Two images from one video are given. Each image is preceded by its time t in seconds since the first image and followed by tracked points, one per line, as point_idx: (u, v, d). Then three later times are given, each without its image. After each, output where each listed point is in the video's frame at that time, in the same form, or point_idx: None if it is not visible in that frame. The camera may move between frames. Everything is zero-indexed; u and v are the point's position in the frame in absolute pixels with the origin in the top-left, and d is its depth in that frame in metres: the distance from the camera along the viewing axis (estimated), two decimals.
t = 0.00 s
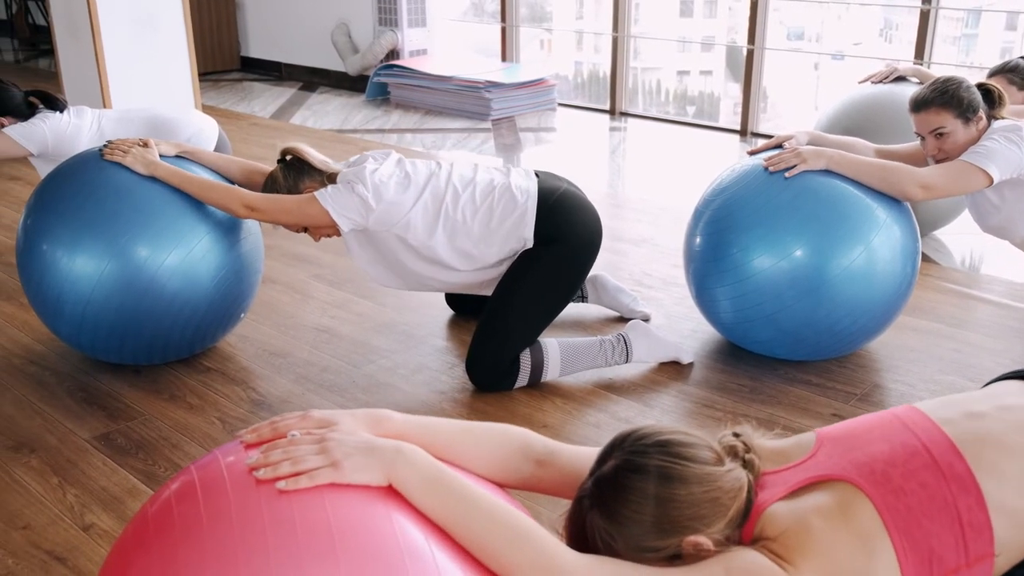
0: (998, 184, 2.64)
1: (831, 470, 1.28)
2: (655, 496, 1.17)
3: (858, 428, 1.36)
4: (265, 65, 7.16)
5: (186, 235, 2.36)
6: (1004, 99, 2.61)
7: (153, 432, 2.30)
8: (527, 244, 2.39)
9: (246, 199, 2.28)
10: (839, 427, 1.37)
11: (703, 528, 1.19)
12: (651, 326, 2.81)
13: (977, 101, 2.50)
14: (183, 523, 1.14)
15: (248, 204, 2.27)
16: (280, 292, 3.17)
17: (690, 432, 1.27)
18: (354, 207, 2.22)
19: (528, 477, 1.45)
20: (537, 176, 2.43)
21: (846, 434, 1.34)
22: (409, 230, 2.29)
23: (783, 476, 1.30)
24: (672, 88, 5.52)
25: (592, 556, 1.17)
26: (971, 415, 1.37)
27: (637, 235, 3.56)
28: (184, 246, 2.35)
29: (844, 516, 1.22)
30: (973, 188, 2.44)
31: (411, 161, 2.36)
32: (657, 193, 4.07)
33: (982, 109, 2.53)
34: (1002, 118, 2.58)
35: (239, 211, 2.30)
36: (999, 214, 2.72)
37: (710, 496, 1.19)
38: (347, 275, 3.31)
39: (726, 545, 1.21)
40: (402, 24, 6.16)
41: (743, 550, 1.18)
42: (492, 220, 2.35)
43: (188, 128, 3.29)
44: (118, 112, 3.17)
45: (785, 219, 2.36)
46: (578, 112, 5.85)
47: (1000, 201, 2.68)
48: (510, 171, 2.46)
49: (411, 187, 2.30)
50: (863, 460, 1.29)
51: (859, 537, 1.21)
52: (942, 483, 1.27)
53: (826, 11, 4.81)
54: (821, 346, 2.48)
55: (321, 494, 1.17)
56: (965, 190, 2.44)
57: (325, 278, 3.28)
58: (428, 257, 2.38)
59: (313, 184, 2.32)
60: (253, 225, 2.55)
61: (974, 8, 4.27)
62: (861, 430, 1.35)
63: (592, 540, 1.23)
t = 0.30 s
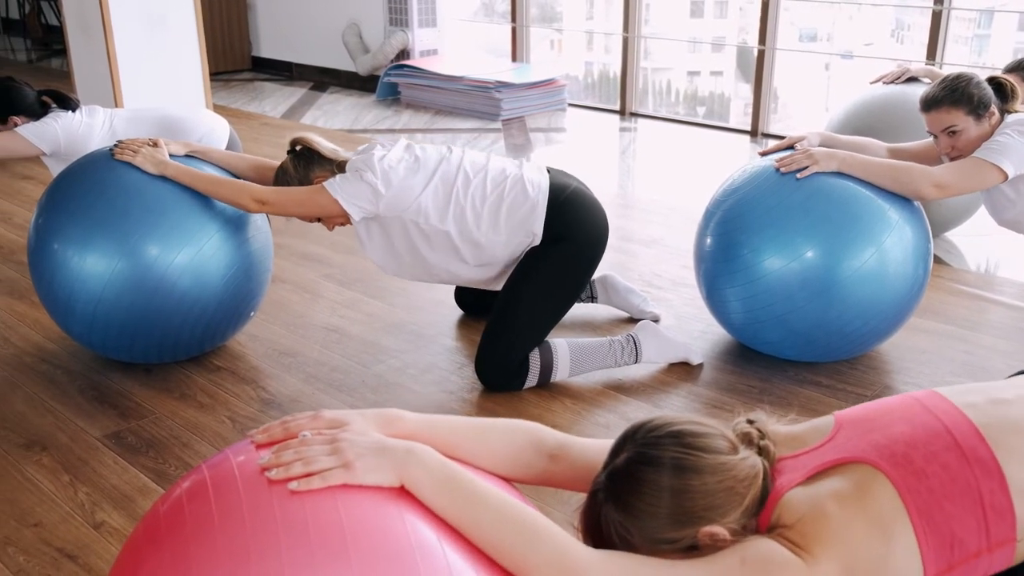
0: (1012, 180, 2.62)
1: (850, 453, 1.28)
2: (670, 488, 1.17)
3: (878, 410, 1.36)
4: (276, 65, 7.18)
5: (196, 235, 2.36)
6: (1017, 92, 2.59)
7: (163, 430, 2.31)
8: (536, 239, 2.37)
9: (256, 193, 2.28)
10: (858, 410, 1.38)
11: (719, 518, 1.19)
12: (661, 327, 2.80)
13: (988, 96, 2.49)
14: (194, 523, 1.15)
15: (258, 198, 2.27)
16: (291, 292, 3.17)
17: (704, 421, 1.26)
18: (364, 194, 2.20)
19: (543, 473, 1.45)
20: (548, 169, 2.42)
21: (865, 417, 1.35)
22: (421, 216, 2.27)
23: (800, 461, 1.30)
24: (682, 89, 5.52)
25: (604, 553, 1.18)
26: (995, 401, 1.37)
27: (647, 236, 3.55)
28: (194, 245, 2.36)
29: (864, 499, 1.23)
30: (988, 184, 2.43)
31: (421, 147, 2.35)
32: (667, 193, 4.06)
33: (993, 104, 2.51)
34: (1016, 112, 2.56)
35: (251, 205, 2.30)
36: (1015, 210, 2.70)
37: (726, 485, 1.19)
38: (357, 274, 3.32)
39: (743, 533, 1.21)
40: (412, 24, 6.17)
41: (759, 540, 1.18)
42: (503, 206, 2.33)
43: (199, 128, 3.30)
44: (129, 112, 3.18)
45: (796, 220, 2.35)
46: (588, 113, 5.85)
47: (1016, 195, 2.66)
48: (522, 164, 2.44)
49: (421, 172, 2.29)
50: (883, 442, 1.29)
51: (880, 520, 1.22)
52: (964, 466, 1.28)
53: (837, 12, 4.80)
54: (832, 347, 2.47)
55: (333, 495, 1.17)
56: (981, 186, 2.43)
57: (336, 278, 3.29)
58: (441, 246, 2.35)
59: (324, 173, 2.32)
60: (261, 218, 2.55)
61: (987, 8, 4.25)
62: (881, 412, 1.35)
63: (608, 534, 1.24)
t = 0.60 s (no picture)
0: None
1: (869, 436, 1.28)
2: (684, 481, 1.17)
3: (897, 394, 1.36)
4: (287, 65, 7.20)
5: (206, 234, 2.37)
6: None
7: (174, 429, 2.32)
8: (543, 235, 2.37)
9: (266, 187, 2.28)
10: (876, 393, 1.38)
11: (733, 509, 1.19)
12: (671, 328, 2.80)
13: (996, 96, 2.47)
14: (204, 523, 1.15)
15: (268, 191, 2.27)
16: (301, 291, 3.18)
17: (715, 411, 1.26)
18: (373, 182, 2.20)
19: (553, 469, 1.46)
20: (559, 165, 2.42)
21: (883, 400, 1.35)
22: (432, 201, 2.27)
23: (815, 447, 1.30)
24: (692, 89, 5.51)
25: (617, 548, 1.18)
26: (1014, 388, 1.37)
27: (656, 236, 3.55)
28: (203, 244, 2.36)
29: (883, 482, 1.23)
30: (1001, 180, 2.43)
31: (432, 133, 2.36)
32: (678, 194, 4.06)
33: (1003, 101, 2.49)
34: None
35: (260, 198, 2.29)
36: None
37: (739, 475, 1.19)
38: (367, 274, 3.32)
39: (757, 523, 1.21)
40: (423, 24, 6.18)
41: (774, 530, 1.18)
42: (514, 196, 2.33)
43: (210, 127, 3.31)
44: (141, 111, 3.20)
45: (806, 219, 2.34)
46: (599, 113, 5.85)
47: None
48: (534, 157, 2.43)
49: (431, 159, 2.29)
50: (903, 424, 1.30)
51: (899, 504, 1.22)
52: (984, 449, 1.28)
53: (849, 12, 4.78)
54: (844, 348, 2.45)
55: (343, 498, 1.17)
56: (993, 183, 2.43)
57: (346, 278, 3.29)
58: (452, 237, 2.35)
59: (335, 162, 2.31)
60: (270, 215, 2.56)
61: (1000, 8, 4.23)
62: (899, 395, 1.36)
63: (622, 529, 1.24)
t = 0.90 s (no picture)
0: None
1: (887, 421, 1.28)
2: (697, 476, 1.16)
3: (916, 379, 1.36)
4: (298, 65, 7.21)
5: (216, 233, 2.38)
6: None
7: (184, 428, 2.33)
8: (550, 232, 2.36)
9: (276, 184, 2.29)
10: (894, 378, 1.38)
11: (747, 502, 1.18)
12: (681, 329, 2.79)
13: (997, 106, 2.45)
14: (214, 523, 1.15)
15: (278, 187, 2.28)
16: (311, 291, 3.19)
17: (727, 403, 1.26)
18: (381, 171, 2.20)
19: (565, 466, 1.45)
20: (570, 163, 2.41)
21: (900, 385, 1.35)
22: (441, 189, 2.27)
23: (830, 434, 1.30)
24: (702, 90, 5.50)
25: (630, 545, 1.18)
26: None
27: (666, 237, 3.55)
28: (213, 243, 2.37)
29: (900, 469, 1.22)
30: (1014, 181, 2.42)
31: (444, 120, 2.34)
32: (688, 194, 4.05)
33: (1007, 108, 2.47)
34: None
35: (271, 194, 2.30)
36: None
37: (752, 467, 1.18)
38: (377, 274, 3.33)
39: (772, 515, 1.21)
40: (433, 24, 6.18)
41: (788, 522, 1.18)
42: (523, 189, 2.33)
43: (221, 126, 3.32)
44: (153, 111, 3.21)
45: (817, 220, 2.34)
46: (609, 113, 5.85)
47: None
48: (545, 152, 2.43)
49: (441, 147, 2.28)
50: (921, 409, 1.29)
51: (915, 491, 1.21)
52: (1004, 434, 1.28)
53: (860, 13, 4.76)
54: (854, 350, 2.44)
55: (354, 500, 1.17)
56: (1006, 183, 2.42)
57: (356, 277, 3.30)
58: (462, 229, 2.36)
59: (345, 148, 2.31)
60: (279, 212, 2.57)
61: (1013, 9, 4.20)
62: (918, 380, 1.35)
63: (635, 524, 1.23)
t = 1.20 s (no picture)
0: None
1: (904, 410, 1.27)
2: (709, 472, 1.16)
3: (932, 370, 1.35)
4: (309, 65, 7.23)
5: (227, 232, 2.39)
6: None
7: (194, 426, 2.33)
8: (558, 230, 2.37)
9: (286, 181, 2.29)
10: (910, 368, 1.37)
11: (759, 497, 1.18)
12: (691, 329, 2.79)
13: (1001, 119, 2.47)
14: (225, 521, 1.16)
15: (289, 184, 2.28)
16: (321, 290, 3.19)
17: (738, 397, 1.25)
18: (390, 162, 2.20)
19: (576, 463, 1.45)
20: (580, 163, 2.41)
21: (917, 374, 1.34)
22: (453, 180, 2.26)
23: (843, 425, 1.29)
24: (713, 91, 5.50)
25: (643, 542, 1.18)
26: None
27: (676, 237, 3.54)
28: (225, 242, 2.38)
29: (918, 458, 1.22)
30: None
31: (457, 111, 2.34)
32: (698, 195, 4.04)
33: (1014, 119, 2.47)
34: None
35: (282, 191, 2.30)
36: None
37: (763, 461, 1.18)
38: (387, 273, 3.33)
39: (785, 508, 1.21)
40: (444, 24, 6.19)
41: (801, 516, 1.18)
42: (533, 185, 2.33)
43: (232, 126, 3.33)
44: (164, 111, 3.23)
45: (828, 221, 2.33)
46: (619, 114, 5.85)
47: None
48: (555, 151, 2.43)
49: (453, 138, 2.28)
50: (938, 397, 1.29)
51: (933, 480, 1.21)
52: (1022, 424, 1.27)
53: (872, 13, 4.75)
54: (865, 351, 2.43)
55: (364, 499, 1.18)
56: (1017, 184, 2.42)
57: (366, 277, 3.30)
58: (470, 223, 2.36)
59: (357, 135, 2.32)
60: (287, 209, 2.57)
61: None
62: (934, 371, 1.35)
63: (648, 521, 1.23)
